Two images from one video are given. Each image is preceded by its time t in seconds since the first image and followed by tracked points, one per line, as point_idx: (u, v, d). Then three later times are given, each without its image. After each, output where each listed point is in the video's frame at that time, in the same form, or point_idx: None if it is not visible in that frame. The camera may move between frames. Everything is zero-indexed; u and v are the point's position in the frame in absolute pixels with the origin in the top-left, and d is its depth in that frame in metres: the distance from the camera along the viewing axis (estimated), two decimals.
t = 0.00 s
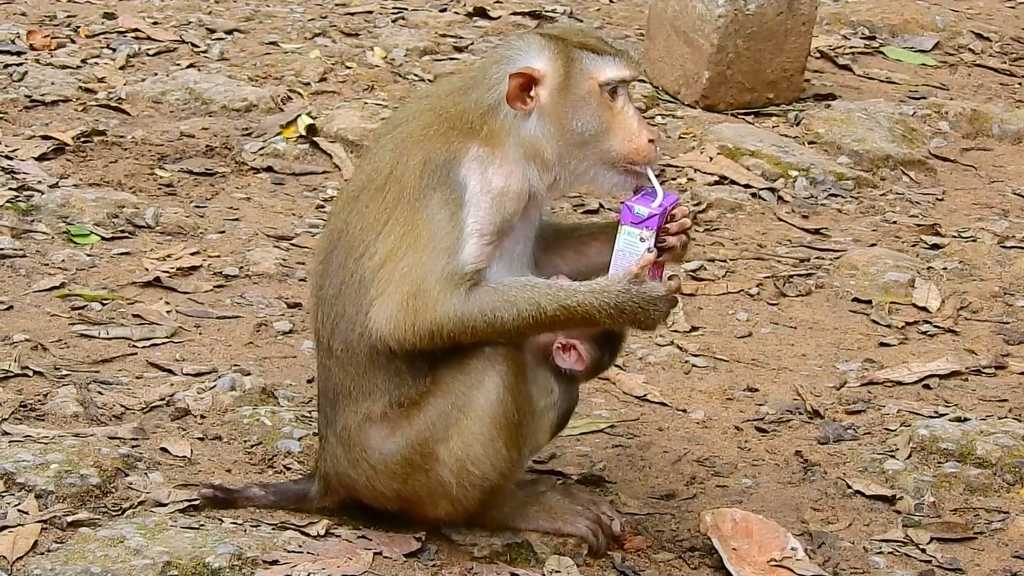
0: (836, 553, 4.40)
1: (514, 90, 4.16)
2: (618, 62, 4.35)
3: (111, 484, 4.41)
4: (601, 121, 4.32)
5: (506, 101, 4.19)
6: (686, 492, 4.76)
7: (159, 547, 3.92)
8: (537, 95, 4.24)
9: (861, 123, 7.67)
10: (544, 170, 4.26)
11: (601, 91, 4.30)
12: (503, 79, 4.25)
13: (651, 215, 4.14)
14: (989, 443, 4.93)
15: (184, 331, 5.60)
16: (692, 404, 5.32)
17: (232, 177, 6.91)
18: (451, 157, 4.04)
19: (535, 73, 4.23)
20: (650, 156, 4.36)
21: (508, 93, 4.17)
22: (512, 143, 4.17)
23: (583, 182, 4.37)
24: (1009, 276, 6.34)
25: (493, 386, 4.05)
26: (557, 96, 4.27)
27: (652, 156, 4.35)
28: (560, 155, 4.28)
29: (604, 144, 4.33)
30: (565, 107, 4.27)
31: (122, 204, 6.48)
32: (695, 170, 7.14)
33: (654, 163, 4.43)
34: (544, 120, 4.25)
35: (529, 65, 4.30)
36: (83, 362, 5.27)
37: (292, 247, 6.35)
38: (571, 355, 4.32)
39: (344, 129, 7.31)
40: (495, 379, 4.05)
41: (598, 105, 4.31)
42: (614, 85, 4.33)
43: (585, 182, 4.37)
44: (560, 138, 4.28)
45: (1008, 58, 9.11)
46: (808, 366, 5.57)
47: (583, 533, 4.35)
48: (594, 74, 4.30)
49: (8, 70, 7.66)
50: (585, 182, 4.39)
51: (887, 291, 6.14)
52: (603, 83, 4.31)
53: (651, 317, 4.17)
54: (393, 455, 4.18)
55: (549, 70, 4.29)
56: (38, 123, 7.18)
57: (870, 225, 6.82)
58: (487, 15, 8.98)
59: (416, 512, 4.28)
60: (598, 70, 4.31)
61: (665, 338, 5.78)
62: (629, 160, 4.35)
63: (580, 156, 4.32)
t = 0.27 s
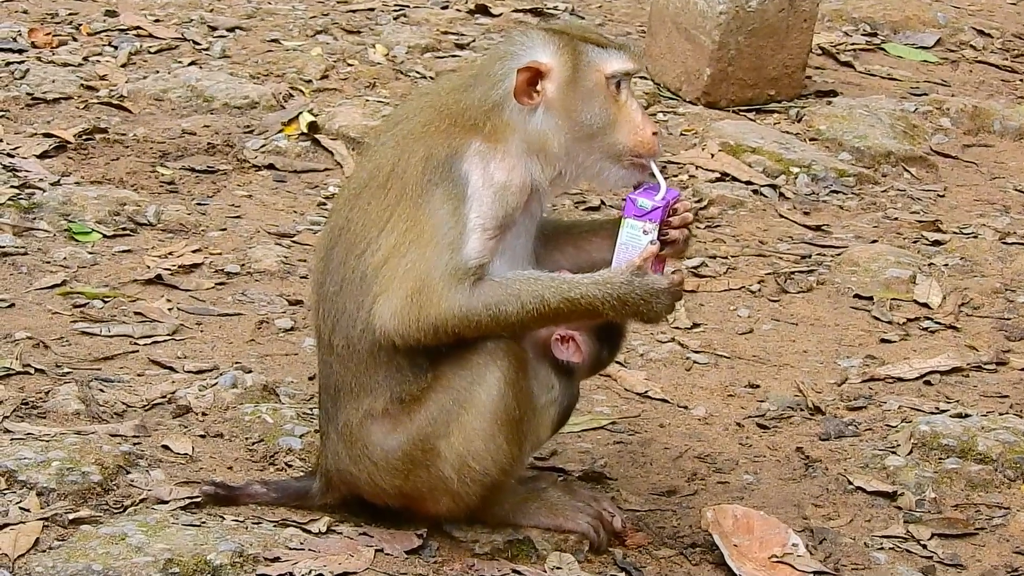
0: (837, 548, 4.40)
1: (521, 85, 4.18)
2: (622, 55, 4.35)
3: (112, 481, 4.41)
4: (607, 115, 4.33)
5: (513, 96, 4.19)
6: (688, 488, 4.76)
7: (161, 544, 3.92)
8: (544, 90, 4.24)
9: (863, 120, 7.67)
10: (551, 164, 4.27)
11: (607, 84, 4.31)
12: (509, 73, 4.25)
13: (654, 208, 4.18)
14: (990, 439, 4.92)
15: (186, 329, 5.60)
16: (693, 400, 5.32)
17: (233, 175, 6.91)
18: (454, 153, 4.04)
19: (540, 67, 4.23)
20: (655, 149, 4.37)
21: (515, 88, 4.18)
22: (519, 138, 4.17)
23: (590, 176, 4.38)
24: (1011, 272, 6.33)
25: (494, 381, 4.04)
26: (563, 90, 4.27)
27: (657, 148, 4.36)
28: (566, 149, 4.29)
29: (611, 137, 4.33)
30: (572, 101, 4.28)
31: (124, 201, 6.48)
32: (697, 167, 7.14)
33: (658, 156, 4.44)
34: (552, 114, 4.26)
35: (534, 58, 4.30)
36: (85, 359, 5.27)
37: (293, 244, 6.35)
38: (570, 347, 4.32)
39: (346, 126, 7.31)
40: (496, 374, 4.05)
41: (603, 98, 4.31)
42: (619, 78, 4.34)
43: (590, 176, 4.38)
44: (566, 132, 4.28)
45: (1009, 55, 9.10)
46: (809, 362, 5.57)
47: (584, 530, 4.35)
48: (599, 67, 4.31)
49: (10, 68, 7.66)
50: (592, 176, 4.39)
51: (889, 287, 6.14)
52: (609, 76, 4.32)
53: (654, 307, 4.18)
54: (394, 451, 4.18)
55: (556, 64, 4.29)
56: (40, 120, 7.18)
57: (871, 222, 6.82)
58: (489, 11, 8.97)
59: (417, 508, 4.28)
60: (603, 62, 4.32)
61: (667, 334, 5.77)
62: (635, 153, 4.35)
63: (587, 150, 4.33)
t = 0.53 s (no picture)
0: (836, 546, 4.40)
1: (533, 81, 4.21)
2: (629, 52, 4.40)
3: (112, 481, 4.41)
4: (615, 111, 4.36)
5: (523, 92, 4.21)
6: (687, 487, 4.77)
7: (161, 544, 3.92)
8: (554, 86, 4.27)
9: (862, 118, 7.67)
10: (560, 161, 4.29)
11: (616, 81, 4.35)
12: (518, 69, 4.27)
13: (660, 203, 4.21)
14: (989, 436, 4.92)
15: (186, 328, 5.60)
16: (693, 399, 5.32)
17: (233, 174, 6.91)
18: (458, 152, 4.04)
19: (550, 63, 4.26)
20: (660, 145, 4.41)
21: (526, 83, 4.21)
22: (528, 135, 4.20)
23: (597, 172, 4.41)
24: (1009, 270, 6.34)
25: (495, 379, 4.05)
26: (573, 86, 4.30)
27: (662, 144, 4.40)
28: (575, 146, 4.31)
29: (618, 134, 4.37)
30: (581, 97, 4.31)
31: (123, 201, 6.49)
32: (696, 165, 7.13)
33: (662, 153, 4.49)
34: (561, 110, 4.28)
35: (542, 55, 4.32)
36: (84, 359, 5.27)
37: (293, 243, 6.36)
38: (570, 345, 4.35)
39: (346, 125, 7.31)
40: (498, 374, 4.05)
41: (611, 94, 4.35)
42: (626, 74, 4.38)
43: (597, 172, 4.41)
44: (575, 129, 4.31)
45: (1008, 53, 9.11)
46: (808, 360, 5.57)
47: (584, 528, 4.36)
48: (608, 64, 4.35)
49: (9, 68, 7.67)
50: (599, 172, 4.42)
51: (887, 285, 6.14)
52: (618, 72, 4.36)
53: (655, 296, 4.18)
54: (395, 451, 4.18)
55: (565, 60, 4.32)
56: (39, 120, 7.18)
57: (870, 220, 6.82)
58: (489, 10, 8.97)
59: (417, 508, 4.29)
60: (612, 59, 4.35)
61: (667, 333, 5.78)
62: (641, 149, 4.39)
63: (596, 146, 4.36)
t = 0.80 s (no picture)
0: (834, 545, 4.41)
1: (528, 81, 4.21)
2: (623, 52, 4.40)
3: (110, 481, 4.42)
4: (610, 111, 4.37)
5: (518, 93, 4.21)
6: (685, 486, 4.77)
7: (158, 544, 3.93)
8: (550, 87, 4.27)
9: (858, 116, 7.68)
10: (556, 161, 4.29)
11: (611, 81, 4.36)
12: (514, 70, 4.27)
13: (656, 203, 4.25)
14: (986, 435, 4.93)
15: (183, 328, 5.60)
16: (691, 398, 5.33)
17: (230, 174, 6.91)
18: (454, 152, 4.04)
19: (546, 63, 4.26)
20: (655, 145, 4.43)
21: (522, 84, 4.21)
22: (524, 135, 4.19)
23: (592, 172, 4.41)
24: (1006, 268, 6.35)
25: (492, 379, 4.05)
26: (569, 87, 4.30)
27: (657, 144, 4.42)
28: (571, 146, 4.31)
29: (614, 134, 4.38)
30: (577, 98, 4.31)
31: (121, 200, 6.48)
32: (693, 164, 7.13)
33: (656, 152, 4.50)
34: (557, 111, 4.28)
35: (537, 55, 4.32)
36: (82, 359, 5.27)
37: (290, 243, 6.36)
38: (568, 345, 4.35)
39: (342, 124, 7.31)
40: (495, 373, 4.05)
41: (606, 95, 4.35)
42: (622, 74, 4.38)
43: (592, 172, 4.41)
44: (571, 129, 4.31)
45: (1004, 51, 9.11)
46: (806, 359, 5.58)
47: (581, 527, 4.36)
48: (604, 64, 4.35)
49: (6, 68, 7.66)
50: (594, 173, 4.42)
51: (884, 284, 6.15)
52: (613, 72, 4.36)
53: (654, 295, 4.20)
54: (393, 450, 4.18)
55: (561, 61, 4.32)
56: (36, 120, 7.18)
57: (867, 218, 6.83)
58: (485, 10, 8.97)
59: (416, 507, 4.29)
60: (607, 59, 4.36)
61: (664, 332, 5.78)
62: (637, 149, 4.40)
63: (591, 147, 4.36)
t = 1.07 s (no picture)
0: (831, 547, 4.42)
1: (529, 83, 4.22)
2: (621, 52, 4.41)
3: (108, 482, 4.42)
4: (611, 111, 4.38)
5: (520, 94, 4.22)
6: (682, 487, 4.78)
7: (157, 544, 3.93)
8: (551, 87, 4.28)
9: (855, 118, 7.69)
10: (557, 162, 4.30)
11: (611, 81, 4.37)
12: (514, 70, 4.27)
13: (655, 202, 4.26)
14: (983, 437, 4.95)
15: (181, 329, 5.61)
16: (687, 400, 5.33)
17: (227, 175, 6.91)
18: (452, 153, 4.06)
19: (546, 64, 4.26)
20: (654, 145, 4.44)
21: (522, 86, 4.22)
22: (526, 135, 4.20)
23: (593, 172, 4.42)
24: (1002, 271, 6.36)
25: (489, 380, 4.05)
26: (569, 87, 4.31)
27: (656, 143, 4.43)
28: (572, 146, 4.32)
29: (614, 134, 4.39)
30: (578, 98, 4.32)
31: (118, 201, 6.49)
32: (689, 166, 7.14)
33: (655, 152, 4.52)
34: (558, 111, 4.29)
35: (537, 56, 4.32)
36: (80, 360, 5.28)
37: (288, 244, 6.36)
38: (566, 349, 4.36)
39: (339, 126, 7.32)
40: (491, 374, 4.05)
41: (606, 95, 4.36)
42: (621, 74, 4.39)
43: (593, 172, 4.42)
44: (573, 129, 4.32)
45: (1000, 54, 9.13)
46: (802, 361, 5.59)
47: (578, 529, 4.37)
48: (604, 64, 4.36)
49: (3, 68, 7.67)
50: (595, 173, 4.43)
51: (881, 286, 6.16)
52: (613, 72, 4.37)
53: (653, 295, 4.21)
54: (390, 451, 4.19)
55: (561, 61, 4.32)
56: (34, 121, 7.18)
57: (864, 220, 6.84)
58: (482, 11, 8.98)
59: (413, 507, 4.30)
60: (607, 59, 4.37)
61: (660, 334, 5.79)
62: (636, 149, 4.42)
63: (591, 147, 4.37)
